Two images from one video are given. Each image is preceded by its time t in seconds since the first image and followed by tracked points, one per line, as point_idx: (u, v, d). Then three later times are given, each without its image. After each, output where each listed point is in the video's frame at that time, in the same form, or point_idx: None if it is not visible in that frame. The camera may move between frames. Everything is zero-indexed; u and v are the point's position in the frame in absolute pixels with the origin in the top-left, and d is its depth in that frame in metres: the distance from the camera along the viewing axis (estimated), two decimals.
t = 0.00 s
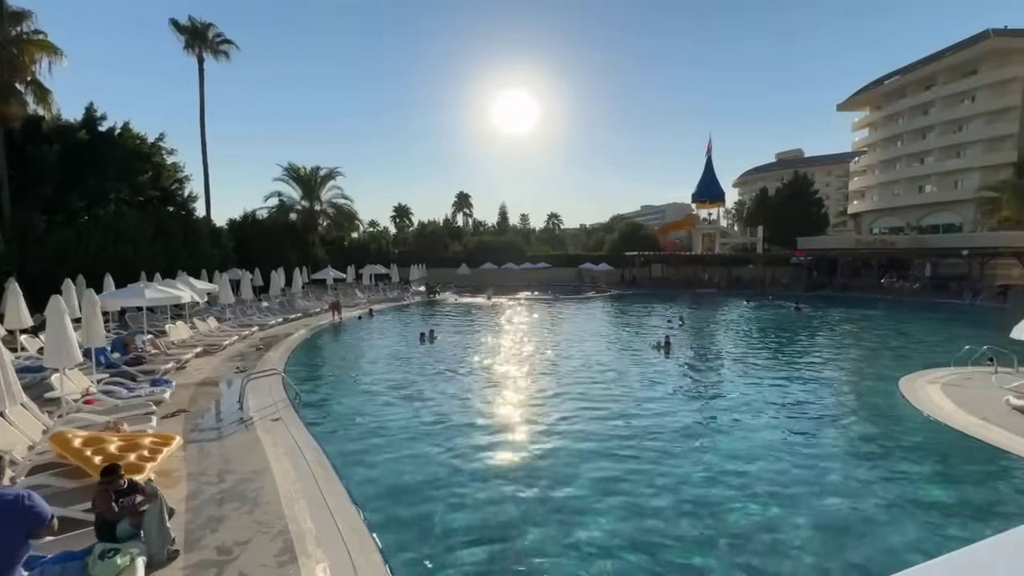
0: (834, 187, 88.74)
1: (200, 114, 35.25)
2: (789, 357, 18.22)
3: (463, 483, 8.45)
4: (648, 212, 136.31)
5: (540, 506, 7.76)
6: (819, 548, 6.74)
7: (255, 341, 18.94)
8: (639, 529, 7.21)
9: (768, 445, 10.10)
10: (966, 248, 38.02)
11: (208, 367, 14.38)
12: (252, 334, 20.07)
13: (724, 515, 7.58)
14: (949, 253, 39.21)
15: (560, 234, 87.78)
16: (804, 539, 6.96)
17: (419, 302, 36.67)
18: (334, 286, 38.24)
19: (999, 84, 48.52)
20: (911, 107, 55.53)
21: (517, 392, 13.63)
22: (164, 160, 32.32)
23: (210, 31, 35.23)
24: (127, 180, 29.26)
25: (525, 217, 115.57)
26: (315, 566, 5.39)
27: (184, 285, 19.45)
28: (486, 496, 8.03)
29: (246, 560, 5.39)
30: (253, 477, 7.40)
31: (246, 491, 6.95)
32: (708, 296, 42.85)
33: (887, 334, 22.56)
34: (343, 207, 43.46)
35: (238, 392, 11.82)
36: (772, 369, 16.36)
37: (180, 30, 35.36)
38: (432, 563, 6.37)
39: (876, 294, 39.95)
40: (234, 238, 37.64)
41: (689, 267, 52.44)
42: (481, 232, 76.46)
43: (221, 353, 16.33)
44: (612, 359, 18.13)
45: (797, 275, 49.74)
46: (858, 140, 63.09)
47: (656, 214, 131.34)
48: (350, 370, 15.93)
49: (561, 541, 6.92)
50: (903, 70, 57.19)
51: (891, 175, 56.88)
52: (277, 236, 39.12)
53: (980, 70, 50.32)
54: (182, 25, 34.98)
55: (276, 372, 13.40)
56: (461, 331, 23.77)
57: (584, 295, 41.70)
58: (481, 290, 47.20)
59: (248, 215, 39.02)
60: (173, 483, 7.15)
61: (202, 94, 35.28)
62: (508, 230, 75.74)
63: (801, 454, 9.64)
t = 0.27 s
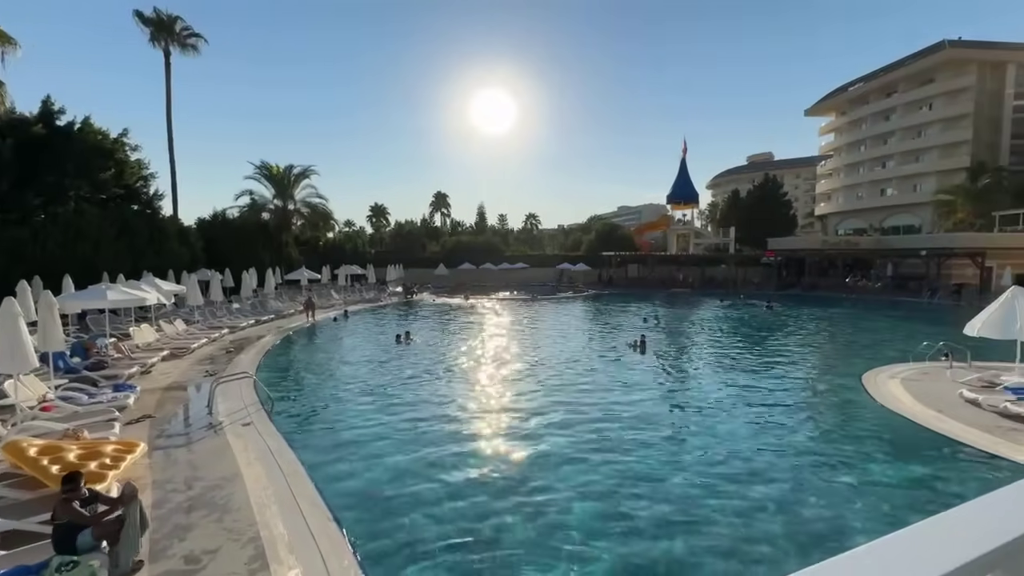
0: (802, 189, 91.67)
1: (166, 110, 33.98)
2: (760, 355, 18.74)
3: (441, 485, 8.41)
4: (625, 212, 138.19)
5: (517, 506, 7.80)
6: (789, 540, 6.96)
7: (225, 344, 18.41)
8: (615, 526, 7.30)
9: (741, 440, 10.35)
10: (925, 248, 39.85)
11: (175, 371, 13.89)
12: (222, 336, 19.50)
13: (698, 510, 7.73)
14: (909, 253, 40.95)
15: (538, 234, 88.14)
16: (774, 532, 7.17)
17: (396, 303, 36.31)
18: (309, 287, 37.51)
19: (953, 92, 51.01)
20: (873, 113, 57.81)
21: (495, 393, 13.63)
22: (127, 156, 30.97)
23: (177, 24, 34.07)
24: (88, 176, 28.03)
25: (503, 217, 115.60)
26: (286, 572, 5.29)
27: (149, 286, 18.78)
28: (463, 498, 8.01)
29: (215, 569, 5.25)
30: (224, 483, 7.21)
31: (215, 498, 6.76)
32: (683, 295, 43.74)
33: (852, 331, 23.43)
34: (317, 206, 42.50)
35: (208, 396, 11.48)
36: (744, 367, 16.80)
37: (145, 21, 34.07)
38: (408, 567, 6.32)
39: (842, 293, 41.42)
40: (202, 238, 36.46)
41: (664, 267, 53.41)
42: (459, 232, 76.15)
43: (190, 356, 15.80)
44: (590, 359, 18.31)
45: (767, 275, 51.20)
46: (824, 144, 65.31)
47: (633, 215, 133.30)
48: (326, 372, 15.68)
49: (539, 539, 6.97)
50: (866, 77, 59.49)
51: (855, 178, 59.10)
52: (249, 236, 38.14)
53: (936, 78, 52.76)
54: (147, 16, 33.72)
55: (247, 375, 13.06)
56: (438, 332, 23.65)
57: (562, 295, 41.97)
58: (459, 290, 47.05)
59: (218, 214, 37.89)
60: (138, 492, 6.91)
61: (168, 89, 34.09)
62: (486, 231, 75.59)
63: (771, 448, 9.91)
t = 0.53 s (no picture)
0: (770, 192, 94.54)
1: (128, 103, 32.61)
2: (731, 353, 19.25)
3: (415, 487, 8.33)
4: (600, 213, 139.64)
5: (494, 506, 7.80)
6: (756, 530, 7.18)
7: (191, 347, 17.80)
8: (590, 522, 7.38)
9: (711, 436, 10.61)
10: (884, 249, 41.64)
11: (137, 376, 13.35)
12: (188, 340, 18.84)
13: (670, 505, 7.89)
14: (870, 254, 42.70)
15: (515, 234, 88.29)
16: (742, 523, 7.38)
17: (371, 304, 35.80)
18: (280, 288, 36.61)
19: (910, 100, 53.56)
20: (836, 119, 60.09)
21: (472, 394, 13.61)
22: (86, 151, 29.26)
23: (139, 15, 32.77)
24: (43, 173, 26.65)
25: (480, 218, 115.27)
26: None
27: (109, 287, 17.99)
28: (439, 500, 7.97)
29: None
30: (190, 491, 6.97)
31: (180, 506, 6.53)
32: (657, 294, 44.52)
33: (817, 329, 24.30)
34: (289, 205, 41.33)
35: (172, 401, 11.08)
36: (716, 365, 17.24)
37: (104, 12, 32.64)
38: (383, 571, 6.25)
39: (808, 292, 42.88)
40: (167, 238, 35.15)
41: (639, 267, 54.28)
42: (435, 232, 75.59)
43: (154, 361, 15.22)
44: (566, 358, 18.48)
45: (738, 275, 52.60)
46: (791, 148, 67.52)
47: (608, 216, 134.94)
48: (298, 375, 15.35)
49: (515, 539, 6.98)
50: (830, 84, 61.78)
51: (820, 181, 61.29)
52: (217, 236, 36.98)
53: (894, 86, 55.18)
54: (106, 6, 32.31)
55: (215, 379, 12.66)
56: (415, 333, 23.43)
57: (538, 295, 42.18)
58: (435, 290, 46.73)
59: (184, 213, 36.56)
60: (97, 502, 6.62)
61: (130, 82, 32.74)
62: (463, 231, 75.30)
63: (741, 443, 10.20)
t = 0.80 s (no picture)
0: (740, 194, 97.23)
1: (85, 96, 31.12)
2: (702, 352, 19.74)
3: (391, 492, 8.24)
4: (575, 214, 140.82)
5: (469, 509, 7.80)
6: (725, 524, 7.39)
7: (154, 351, 17.11)
8: (566, 523, 7.44)
9: (683, 434, 10.84)
10: (846, 250, 43.41)
11: (95, 383, 12.75)
12: (151, 343, 18.11)
13: (643, 502, 8.04)
14: (832, 254, 44.44)
15: (491, 235, 88.21)
16: (712, 519, 7.58)
17: (344, 305, 35.17)
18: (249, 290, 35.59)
19: (870, 107, 56.08)
20: (801, 124, 62.27)
21: (449, 395, 13.55)
22: (38, 147, 27.51)
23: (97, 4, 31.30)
24: None
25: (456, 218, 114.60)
26: None
27: (64, 289, 17.13)
28: (415, 504, 7.92)
29: None
30: (153, 501, 6.71)
31: (141, 518, 6.28)
32: (631, 294, 45.22)
33: (783, 327, 25.12)
34: (259, 205, 40.37)
35: (134, 408, 10.63)
36: (687, 364, 17.65)
37: None
38: None
39: (775, 291, 44.27)
40: (128, 237, 33.74)
41: (614, 267, 55.05)
42: (410, 233, 74.83)
43: (113, 366, 14.56)
44: (542, 359, 18.58)
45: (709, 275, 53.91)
46: (759, 152, 69.63)
47: (583, 217, 136.26)
48: (268, 379, 14.95)
49: (490, 542, 6.99)
50: (795, 91, 63.99)
51: (786, 184, 63.38)
52: (183, 236, 35.71)
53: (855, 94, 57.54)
54: None
55: (180, 385, 12.21)
56: (389, 335, 23.15)
57: (514, 295, 42.30)
58: (411, 291, 46.27)
59: (146, 211, 35.13)
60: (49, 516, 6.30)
61: (87, 74, 31.26)
62: (439, 231, 74.79)
63: (711, 440, 10.47)
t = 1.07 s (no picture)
0: (709, 196, 99.71)
1: (36, 88, 29.50)
2: (673, 351, 20.17)
3: (365, 498, 8.12)
4: (550, 215, 141.56)
5: (443, 512, 7.75)
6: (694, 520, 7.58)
7: (112, 356, 16.35)
8: (542, 525, 7.48)
9: (654, 432, 11.05)
10: (809, 251, 45.09)
11: (47, 391, 12.10)
12: (108, 348, 17.30)
13: (617, 501, 8.17)
14: (796, 255, 46.10)
15: (466, 235, 87.88)
16: (684, 517, 7.75)
17: (316, 307, 34.41)
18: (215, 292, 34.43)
19: (831, 113, 58.43)
20: (767, 129, 64.32)
21: (423, 398, 13.44)
22: None
23: None
24: None
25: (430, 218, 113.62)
26: None
27: (13, 292, 16.18)
28: (388, 509, 7.82)
29: None
30: (110, 514, 6.42)
31: (97, 531, 6.01)
32: (605, 295, 45.80)
33: (751, 325, 25.91)
34: (225, 204, 39.17)
35: (90, 416, 10.14)
36: (659, 363, 18.02)
37: None
38: None
39: (743, 290, 45.59)
40: (84, 236, 32.17)
41: (588, 268, 55.67)
42: (384, 233, 73.77)
43: (67, 373, 13.84)
44: (518, 360, 18.63)
45: (680, 275, 55.11)
46: (727, 155, 71.55)
47: (558, 218, 137.24)
48: (235, 384, 14.50)
49: (465, 545, 6.97)
50: (761, 96, 66.04)
51: (753, 187, 65.35)
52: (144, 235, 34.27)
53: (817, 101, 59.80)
54: None
55: (140, 391, 11.72)
56: (363, 337, 22.79)
57: (489, 296, 42.24)
58: (384, 292, 45.64)
59: (104, 210, 33.58)
60: None
61: (38, 65, 29.64)
62: (413, 231, 73.98)
63: (682, 437, 10.72)
